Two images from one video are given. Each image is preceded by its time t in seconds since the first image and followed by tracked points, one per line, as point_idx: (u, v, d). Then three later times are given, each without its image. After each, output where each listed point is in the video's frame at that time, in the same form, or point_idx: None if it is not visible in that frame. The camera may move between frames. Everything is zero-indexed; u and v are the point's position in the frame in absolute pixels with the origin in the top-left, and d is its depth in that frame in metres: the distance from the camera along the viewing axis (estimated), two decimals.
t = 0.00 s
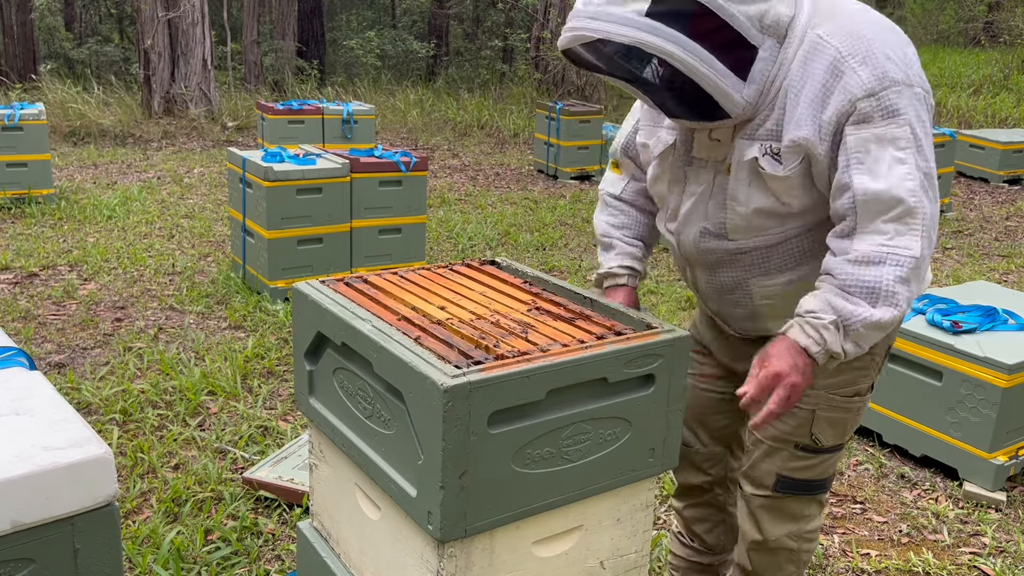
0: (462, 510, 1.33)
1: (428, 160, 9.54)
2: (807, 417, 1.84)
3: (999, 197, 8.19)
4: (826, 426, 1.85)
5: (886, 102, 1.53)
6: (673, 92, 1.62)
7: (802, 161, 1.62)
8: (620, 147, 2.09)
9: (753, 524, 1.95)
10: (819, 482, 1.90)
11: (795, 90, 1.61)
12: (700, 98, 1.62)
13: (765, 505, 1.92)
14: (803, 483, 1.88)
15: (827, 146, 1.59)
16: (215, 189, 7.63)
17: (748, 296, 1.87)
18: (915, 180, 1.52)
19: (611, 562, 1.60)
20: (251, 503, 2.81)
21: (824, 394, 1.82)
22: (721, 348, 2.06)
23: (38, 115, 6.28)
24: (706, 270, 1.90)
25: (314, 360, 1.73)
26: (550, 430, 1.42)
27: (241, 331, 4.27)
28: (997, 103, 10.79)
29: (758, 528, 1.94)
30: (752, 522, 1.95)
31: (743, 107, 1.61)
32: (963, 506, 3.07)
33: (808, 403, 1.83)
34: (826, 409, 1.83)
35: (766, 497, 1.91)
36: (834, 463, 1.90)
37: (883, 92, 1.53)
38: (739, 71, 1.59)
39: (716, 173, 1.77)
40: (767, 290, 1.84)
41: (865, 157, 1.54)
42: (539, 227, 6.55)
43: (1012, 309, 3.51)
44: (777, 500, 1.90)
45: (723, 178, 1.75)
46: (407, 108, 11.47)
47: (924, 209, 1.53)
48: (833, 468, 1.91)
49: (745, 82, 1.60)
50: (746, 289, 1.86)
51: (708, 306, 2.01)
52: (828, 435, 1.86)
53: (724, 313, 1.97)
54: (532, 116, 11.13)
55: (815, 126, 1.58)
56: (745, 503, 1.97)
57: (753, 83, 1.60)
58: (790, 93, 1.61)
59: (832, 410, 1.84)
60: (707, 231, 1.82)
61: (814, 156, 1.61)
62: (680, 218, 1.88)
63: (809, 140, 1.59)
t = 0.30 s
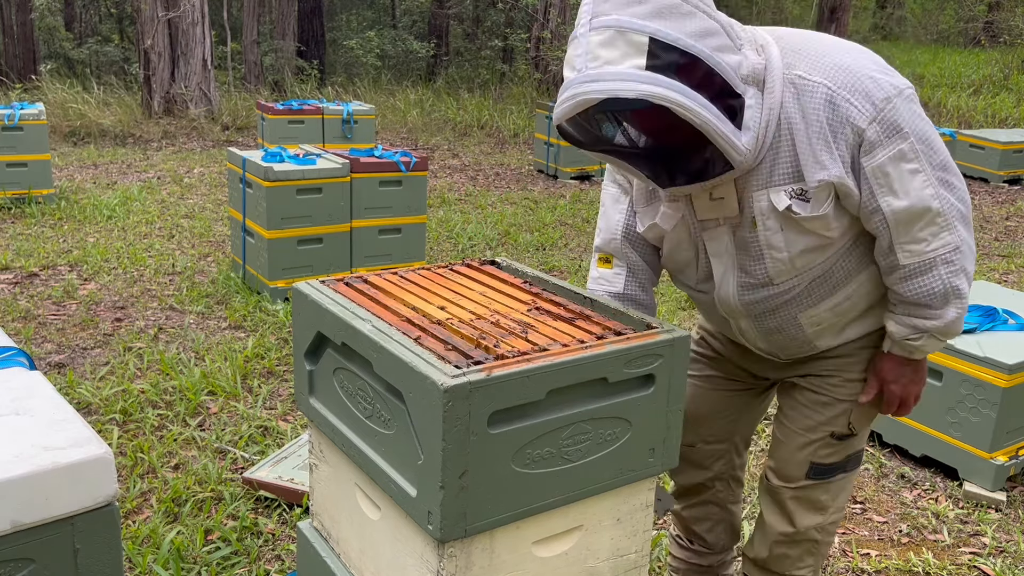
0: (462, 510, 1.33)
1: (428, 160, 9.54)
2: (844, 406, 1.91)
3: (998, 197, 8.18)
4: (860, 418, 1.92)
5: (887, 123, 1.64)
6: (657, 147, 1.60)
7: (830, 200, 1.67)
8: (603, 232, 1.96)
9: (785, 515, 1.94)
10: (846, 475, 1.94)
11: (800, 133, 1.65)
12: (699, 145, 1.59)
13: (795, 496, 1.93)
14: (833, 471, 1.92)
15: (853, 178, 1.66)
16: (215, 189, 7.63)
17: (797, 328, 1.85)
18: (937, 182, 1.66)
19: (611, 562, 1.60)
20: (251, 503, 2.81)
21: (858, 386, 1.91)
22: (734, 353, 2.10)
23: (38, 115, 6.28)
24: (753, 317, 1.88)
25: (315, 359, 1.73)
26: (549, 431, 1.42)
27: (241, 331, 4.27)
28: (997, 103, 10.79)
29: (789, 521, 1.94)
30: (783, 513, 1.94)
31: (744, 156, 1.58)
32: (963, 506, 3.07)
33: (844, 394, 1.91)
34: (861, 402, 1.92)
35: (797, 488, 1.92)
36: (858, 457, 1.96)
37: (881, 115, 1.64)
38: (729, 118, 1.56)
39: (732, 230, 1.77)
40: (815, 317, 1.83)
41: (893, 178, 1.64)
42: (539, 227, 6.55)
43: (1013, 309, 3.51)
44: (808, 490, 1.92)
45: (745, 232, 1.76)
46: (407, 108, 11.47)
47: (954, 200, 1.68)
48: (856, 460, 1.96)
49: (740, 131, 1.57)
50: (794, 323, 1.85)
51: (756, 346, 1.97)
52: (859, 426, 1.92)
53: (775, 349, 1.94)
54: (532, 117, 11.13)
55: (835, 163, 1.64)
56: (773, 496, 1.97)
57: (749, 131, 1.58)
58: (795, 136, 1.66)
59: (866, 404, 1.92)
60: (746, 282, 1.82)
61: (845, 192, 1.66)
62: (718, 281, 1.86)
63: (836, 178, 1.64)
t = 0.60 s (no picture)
0: (462, 510, 1.33)
1: (429, 160, 9.54)
2: (850, 406, 1.92)
3: (998, 197, 8.18)
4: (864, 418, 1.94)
5: (905, 137, 1.65)
6: (671, 164, 1.60)
7: (851, 214, 1.68)
8: (606, 245, 1.94)
9: (789, 514, 1.95)
10: (848, 474, 1.96)
11: (820, 148, 1.66)
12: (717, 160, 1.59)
13: (800, 496, 1.94)
14: (837, 470, 1.93)
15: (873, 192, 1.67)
16: (215, 189, 7.63)
17: (811, 338, 1.86)
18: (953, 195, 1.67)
19: (611, 562, 1.60)
20: (251, 503, 2.81)
21: (864, 387, 1.92)
22: (737, 357, 2.10)
23: (38, 115, 6.28)
24: (770, 330, 1.89)
25: (314, 359, 1.73)
26: (550, 430, 1.42)
27: (241, 331, 4.27)
28: (997, 103, 10.79)
29: (795, 520, 1.94)
30: (788, 512, 1.95)
31: (765, 170, 1.57)
32: (963, 505, 3.07)
33: (852, 394, 1.92)
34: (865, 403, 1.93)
35: (802, 487, 1.93)
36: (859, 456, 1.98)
37: (900, 128, 1.66)
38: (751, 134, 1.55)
39: (747, 246, 1.79)
40: (830, 327, 1.84)
41: (910, 190, 1.65)
42: (539, 227, 6.55)
43: (1013, 309, 3.51)
44: (814, 489, 1.93)
45: (761, 245, 1.77)
46: (407, 108, 11.47)
47: (968, 212, 1.70)
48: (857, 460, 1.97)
49: (760, 145, 1.56)
50: (808, 334, 1.86)
51: (767, 356, 1.97)
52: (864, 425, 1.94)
53: (788, 358, 1.94)
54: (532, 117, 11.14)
55: (857, 177, 1.64)
56: (778, 495, 1.98)
57: (768, 146, 1.57)
58: (815, 150, 1.66)
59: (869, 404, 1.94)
60: (765, 296, 1.83)
61: (866, 206, 1.67)
62: (733, 297, 1.87)
63: (859, 192, 1.65)
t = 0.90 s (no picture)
0: (462, 510, 1.33)
1: (429, 160, 9.54)
2: (851, 408, 1.92)
3: (998, 197, 8.18)
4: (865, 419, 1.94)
5: (916, 139, 1.66)
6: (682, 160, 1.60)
7: (860, 215, 1.68)
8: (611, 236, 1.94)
9: (790, 515, 1.95)
10: (849, 474, 1.96)
11: (832, 146, 1.66)
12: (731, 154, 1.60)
13: (801, 497, 1.93)
14: (838, 471, 1.93)
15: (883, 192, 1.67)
16: (215, 189, 7.63)
17: (815, 339, 1.86)
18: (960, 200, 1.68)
19: (611, 562, 1.60)
20: (251, 503, 2.81)
21: (864, 387, 1.92)
22: (739, 357, 2.10)
23: (38, 115, 6.28)
24: (775, 329, 1.88)
25: (314, 359, 1.73)
26: (550, 430, 1.42)
27: (241, 331, 4.27)
28: (997, 103, 10.79)
29: (796, 521, 1.94)
30: (789, 514, 1.95)
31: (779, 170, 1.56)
32: (963, 505, 3.07)
33: (853, 395, 1.92)
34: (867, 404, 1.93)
35: (803, 489, 1.93)
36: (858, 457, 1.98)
37: (913, 130, 1.66)
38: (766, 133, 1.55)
39: (756, 244, 1.77)
40: (834, 327, 1.84)
41: (919, 192, 1.66)
42: (538, 227, 6.55)
43: (1013, 309, 3.51)
44: (815, 489, 1.92)
45: (769, 244, 1.76)
46: (407, 108, 11.46)
47: (975, 218, 1.70)
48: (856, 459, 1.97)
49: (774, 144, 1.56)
50: (813, 335, 1.85)
51: (769, 355, 1.97)
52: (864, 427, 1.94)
53: (793, 358, 1.93)
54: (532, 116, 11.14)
55: (867, 178, 1.65)
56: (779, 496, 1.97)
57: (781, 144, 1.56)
58: (826, 149, 1.66)
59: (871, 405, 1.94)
60: (772, 294, 1.82)
61: (875, 207, 1.67)
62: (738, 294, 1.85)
63: (868, 192, 1.65)
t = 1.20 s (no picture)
0: (462, 510, 1.33)
1: (429, 160, 9.54)
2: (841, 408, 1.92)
3: (998, 197, 8.19)
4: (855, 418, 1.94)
5: (937, 121, 1.63)
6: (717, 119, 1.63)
7: (870, 184, 1.66)
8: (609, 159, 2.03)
9: (783, 514, 1.96)
10: (841, 472, 1.97)
11: (853, 109, 1.64)
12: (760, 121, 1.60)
13: (794, 495, 1.95)
14: (831, 472, 1.94)
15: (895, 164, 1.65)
16: (215, 189, 7.63)
17: (801, 312, 1.85)
18: (971, 192, 1.64)
19: (611, 562, 1.60)
20: (251, 503, 2.81)
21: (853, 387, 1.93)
22: (728, 348, 2.10)
23: (38, 115, 6.28)
24: (761, 292, 1.86)
25: (314, 360, 1.73)
26: (549, 430, 1.42)
27: (241, 331, 4.27)
28: (997, 103, 10.79)
29: (789, 520, 1.96)
30: (782, 512, 1.97)
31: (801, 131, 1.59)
32: (963, 505, 3.07)
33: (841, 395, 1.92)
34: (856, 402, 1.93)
35: (797, 488, 1.95)
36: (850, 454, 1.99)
37: (936, 110, 1.63)
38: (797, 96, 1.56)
39: (758, 197, 1.76)
40: (820, 303, 1.84)
41: (931, 172, 1.63)
42: (539, 227, 6.55)
43: (1013, 309, 3.51)
44: (808, 490, 1.94)
45: (771, 202, 1.75)
46: (407, 108, 11.46)
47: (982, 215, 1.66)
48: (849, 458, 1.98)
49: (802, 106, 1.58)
50: (799, 306, 1.85)
51: (751, 327, 1.96)
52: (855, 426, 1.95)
53: (777, 332, 1.93)
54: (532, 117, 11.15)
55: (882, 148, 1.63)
56: (772, 496, 1.99)
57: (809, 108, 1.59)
58: (845, 112, 1.65)
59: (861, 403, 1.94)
60: (765, 255, 1.81)
61: (886, 178, 1.65)
62: (728, 245, 1.84)
63: (880, 160, 1.63)
